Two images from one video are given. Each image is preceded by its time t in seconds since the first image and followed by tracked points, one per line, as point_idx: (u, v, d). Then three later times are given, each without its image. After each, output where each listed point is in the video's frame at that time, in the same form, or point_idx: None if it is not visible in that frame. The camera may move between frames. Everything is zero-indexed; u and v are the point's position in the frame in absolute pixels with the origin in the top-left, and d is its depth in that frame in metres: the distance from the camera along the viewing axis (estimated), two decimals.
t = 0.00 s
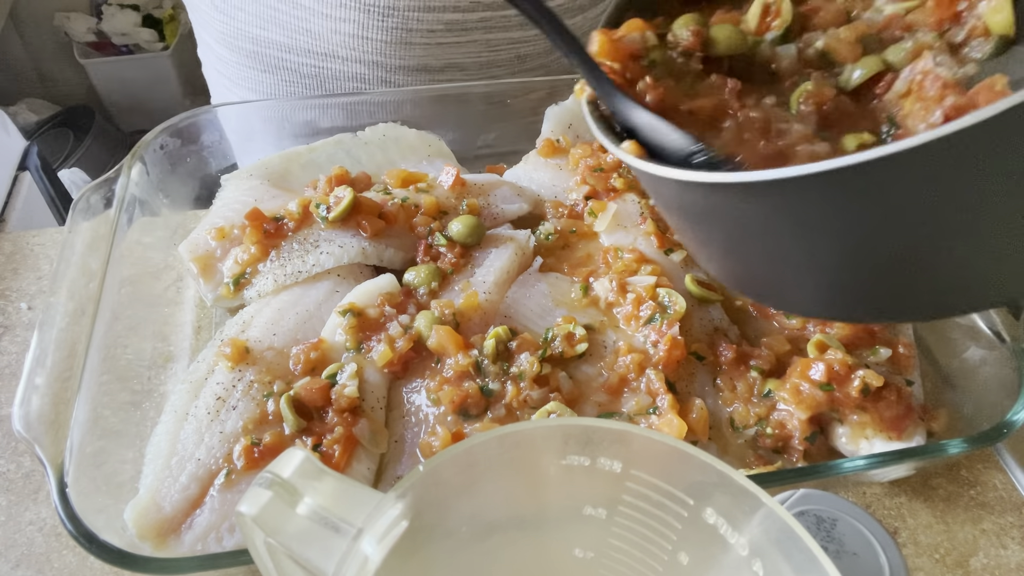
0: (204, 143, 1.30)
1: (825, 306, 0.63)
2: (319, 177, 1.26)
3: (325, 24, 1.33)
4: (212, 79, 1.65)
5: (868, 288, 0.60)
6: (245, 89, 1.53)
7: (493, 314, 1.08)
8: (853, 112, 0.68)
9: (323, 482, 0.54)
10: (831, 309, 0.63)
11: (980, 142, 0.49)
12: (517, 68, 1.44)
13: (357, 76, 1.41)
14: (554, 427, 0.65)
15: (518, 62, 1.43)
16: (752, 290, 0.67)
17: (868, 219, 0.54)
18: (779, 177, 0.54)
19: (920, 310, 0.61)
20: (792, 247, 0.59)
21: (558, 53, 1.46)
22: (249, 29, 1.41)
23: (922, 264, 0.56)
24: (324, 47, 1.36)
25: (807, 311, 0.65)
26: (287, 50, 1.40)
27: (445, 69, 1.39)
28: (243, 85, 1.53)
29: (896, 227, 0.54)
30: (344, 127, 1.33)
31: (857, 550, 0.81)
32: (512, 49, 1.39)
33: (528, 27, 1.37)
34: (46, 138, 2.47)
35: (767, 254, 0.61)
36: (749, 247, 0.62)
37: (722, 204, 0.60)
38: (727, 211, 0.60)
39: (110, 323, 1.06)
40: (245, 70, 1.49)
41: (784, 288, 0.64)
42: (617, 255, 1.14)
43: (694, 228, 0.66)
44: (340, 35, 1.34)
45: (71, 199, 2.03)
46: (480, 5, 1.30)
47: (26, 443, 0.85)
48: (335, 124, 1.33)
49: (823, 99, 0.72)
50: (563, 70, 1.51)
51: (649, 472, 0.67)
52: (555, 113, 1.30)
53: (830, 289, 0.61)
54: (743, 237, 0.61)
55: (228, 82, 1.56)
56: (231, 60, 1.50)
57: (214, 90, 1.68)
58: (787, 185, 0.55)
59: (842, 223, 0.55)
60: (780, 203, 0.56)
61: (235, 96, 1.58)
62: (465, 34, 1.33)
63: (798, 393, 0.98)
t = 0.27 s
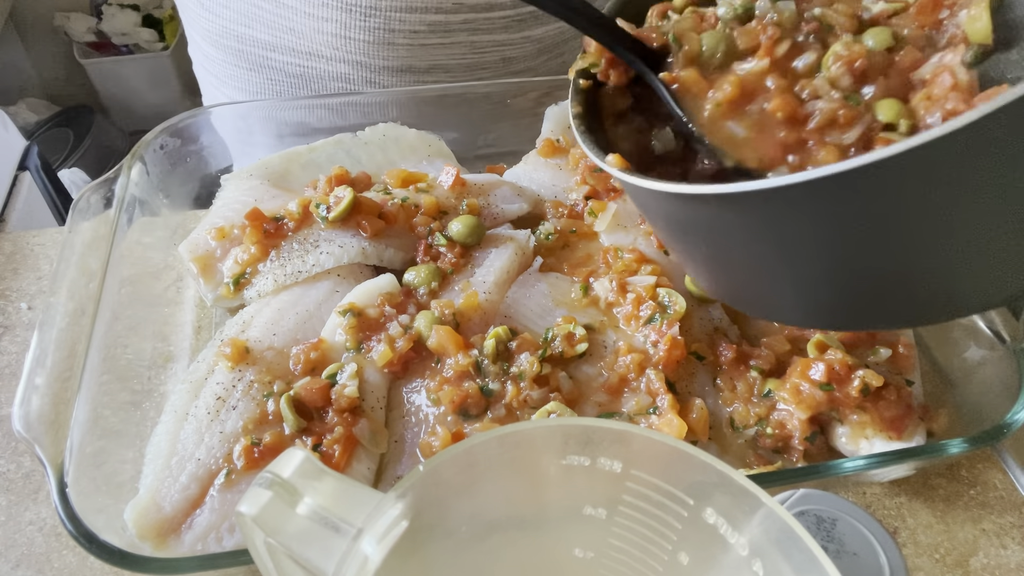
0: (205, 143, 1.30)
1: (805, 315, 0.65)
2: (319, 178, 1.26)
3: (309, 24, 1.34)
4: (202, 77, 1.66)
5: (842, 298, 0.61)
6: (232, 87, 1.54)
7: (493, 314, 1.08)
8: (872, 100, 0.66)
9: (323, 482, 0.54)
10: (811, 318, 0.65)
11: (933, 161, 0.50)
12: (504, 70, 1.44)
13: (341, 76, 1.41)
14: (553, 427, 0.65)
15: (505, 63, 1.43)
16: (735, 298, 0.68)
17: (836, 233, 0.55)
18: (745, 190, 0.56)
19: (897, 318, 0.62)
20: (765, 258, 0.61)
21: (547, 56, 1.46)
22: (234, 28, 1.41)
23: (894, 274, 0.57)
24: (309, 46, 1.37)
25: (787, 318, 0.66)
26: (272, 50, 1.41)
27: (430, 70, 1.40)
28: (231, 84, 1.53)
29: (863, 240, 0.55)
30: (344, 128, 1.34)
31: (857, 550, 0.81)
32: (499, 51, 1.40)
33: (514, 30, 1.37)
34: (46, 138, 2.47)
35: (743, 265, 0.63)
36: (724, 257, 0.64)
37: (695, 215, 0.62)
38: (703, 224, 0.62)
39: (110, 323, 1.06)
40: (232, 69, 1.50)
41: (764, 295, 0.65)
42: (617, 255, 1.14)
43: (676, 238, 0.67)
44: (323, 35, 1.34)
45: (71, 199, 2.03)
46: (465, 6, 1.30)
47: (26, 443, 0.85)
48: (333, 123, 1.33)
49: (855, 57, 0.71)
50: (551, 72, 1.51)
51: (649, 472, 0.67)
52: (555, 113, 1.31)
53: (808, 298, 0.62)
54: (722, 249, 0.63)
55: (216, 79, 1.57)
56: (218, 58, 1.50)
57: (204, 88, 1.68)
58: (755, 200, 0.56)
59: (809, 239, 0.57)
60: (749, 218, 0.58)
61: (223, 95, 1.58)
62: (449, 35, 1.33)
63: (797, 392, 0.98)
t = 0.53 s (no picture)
0: (205, 144, 1.30)
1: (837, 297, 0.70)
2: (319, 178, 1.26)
3: (309, 26, 1.34)
4: (198, 82, 1.66)
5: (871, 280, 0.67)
6: (229, 92, 1.54)
7: (493, 314, 1.08)
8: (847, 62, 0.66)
9: (323, 482, 0.54)
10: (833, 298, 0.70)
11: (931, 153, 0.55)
12: (503, 69, 1.43)
13: (342, 78, 1.41)
14: (554, 427, 0.65)
15: (504, 62, 1.41)
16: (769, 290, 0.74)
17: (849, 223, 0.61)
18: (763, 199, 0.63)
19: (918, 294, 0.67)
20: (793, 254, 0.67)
21: (546, 54, 1.44)
22: (233, 32, 1.42)
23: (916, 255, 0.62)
24: (309, 48, 1.37)
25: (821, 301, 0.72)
26: (272, 53, 1.41)
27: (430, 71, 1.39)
28: (228, 88, 1.54)
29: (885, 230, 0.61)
30: (344, 128, 1.33)
31: (857, 550, 0.81)
32: (497, 50, 1.38)
33: (513, 28, 1.36)
34: (46, 139, 2.46)
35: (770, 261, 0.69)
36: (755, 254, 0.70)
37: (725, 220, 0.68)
38: (727, 223, 0.68)
39: (110, 323, 1.06)
40: (230, 74, 1.50)
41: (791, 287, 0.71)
42: (617, 255, 1.14)
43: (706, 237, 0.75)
44: (324, 38, 1.35)
45: (71, 199, 2.03)
46: (464, 5, 1.30)
47: (26, 443, 0.85)
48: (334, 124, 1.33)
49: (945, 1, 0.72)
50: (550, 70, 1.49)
51: (649, 473, 0.67)
52: (555, 113, 1.30)
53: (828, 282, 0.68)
54: (754, 247, 0.69)
55: (213, 85, 1.57)
56: (216, 64, 1.51)
57: (199, 94, 1.69)
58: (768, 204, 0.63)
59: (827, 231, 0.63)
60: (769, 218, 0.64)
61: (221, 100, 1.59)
62: (449, 35, 1.33)
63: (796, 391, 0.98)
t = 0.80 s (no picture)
0: (205, 144, 1.29)
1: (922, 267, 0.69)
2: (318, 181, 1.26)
3: (307, 25, 1.33)
4: (194, 84, 1.66)
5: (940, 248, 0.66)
6: (227, 93, 1.54)
7: (493, 314, 1.09)
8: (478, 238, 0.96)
9: (323, 482, 0.54)
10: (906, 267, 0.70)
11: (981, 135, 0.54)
12: (502, 65, 1.41)
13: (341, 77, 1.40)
14: (554, 427, 0.65)
15: (503, 58, 1.39)
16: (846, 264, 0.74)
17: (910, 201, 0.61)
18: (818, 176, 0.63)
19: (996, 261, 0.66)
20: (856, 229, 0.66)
21: (545, 50, 1.42)
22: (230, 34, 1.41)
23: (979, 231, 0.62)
24: (308, 48, 1.36)
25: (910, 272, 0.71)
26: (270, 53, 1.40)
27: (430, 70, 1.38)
28: (225, 89, 1.53)
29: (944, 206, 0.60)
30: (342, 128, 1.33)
31: (858, 550, 0.81)
32: (496, 46, 1.36)
33: (512, 24, 1.34)
34: (46, 138, 2.45)
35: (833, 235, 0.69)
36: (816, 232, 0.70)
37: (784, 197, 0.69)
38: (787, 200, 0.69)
39: (110, 323, 1.06)
40: (229, 75, 1.49)
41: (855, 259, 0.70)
42: (617, 255, 1.14)
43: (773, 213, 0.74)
44: (322, 37, 1.34)
45: (71, 199, 2.04)
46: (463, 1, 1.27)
47: (26, 443, 0.85)
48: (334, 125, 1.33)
49: None
50: (549, 66, 1.46)
51: (649, 473, 0.67)
52: (555, 113, 1.30)
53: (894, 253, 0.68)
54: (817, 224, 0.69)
55: (211, 87, 1.57)
56: (213, 65, 1.50)
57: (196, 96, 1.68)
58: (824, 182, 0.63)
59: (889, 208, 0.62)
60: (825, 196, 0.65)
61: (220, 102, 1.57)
62: (448, 32, 1.31)
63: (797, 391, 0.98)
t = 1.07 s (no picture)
0: (204, 144, 1.29)
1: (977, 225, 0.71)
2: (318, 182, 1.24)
3: (303, 22, 1.32)
4: (191, 80, 1.66)
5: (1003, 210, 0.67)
6: (224, 91, 1.54)
7: (493, 313, 1.09)
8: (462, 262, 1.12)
9: (323, 482, 0.54)
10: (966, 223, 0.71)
11: None
12: (498, 63, 1.41)
13: (338, 75, 1.39)
14: (554, 427, 0.65)
15: (499, 57, 1.39)
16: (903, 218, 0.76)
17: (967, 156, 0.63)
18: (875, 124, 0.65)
19: None
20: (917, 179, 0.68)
21: (540, 48, 1.42)
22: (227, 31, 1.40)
23: None
24: (304, 45, 1.35)
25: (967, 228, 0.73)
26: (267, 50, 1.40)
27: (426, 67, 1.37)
28: (223, 87, 1.53)
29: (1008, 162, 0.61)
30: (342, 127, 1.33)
31: (857, 551, 0.81)
32: (492, 44, 1.36)
33: (507, 22, 1.33)
34: (46, 139, 2.47)
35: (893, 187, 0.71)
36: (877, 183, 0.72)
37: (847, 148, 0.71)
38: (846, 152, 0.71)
39: (110, 323, 1.06)
40: (226, 72, 1.50)
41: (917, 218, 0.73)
42: (618, 255, 1.14)
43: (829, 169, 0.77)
44: (318, 34, 1.33)
45: (71, 199, 2.04)
46: None
47: (26, 443, 0.85)
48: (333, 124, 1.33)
49: None
50: (544, 64, 1.46)
51: (649, 472, 0.67)
52: (555, 113, 1.30)
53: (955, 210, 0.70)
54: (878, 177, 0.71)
55: (208, 84, 1.57)
56: (210, 62, 1.50)
57: (193, 95, 1.68)
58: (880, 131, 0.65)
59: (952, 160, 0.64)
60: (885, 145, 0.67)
61: (216, 99, 1.58)
62: (443, 30, 1.30)
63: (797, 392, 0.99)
